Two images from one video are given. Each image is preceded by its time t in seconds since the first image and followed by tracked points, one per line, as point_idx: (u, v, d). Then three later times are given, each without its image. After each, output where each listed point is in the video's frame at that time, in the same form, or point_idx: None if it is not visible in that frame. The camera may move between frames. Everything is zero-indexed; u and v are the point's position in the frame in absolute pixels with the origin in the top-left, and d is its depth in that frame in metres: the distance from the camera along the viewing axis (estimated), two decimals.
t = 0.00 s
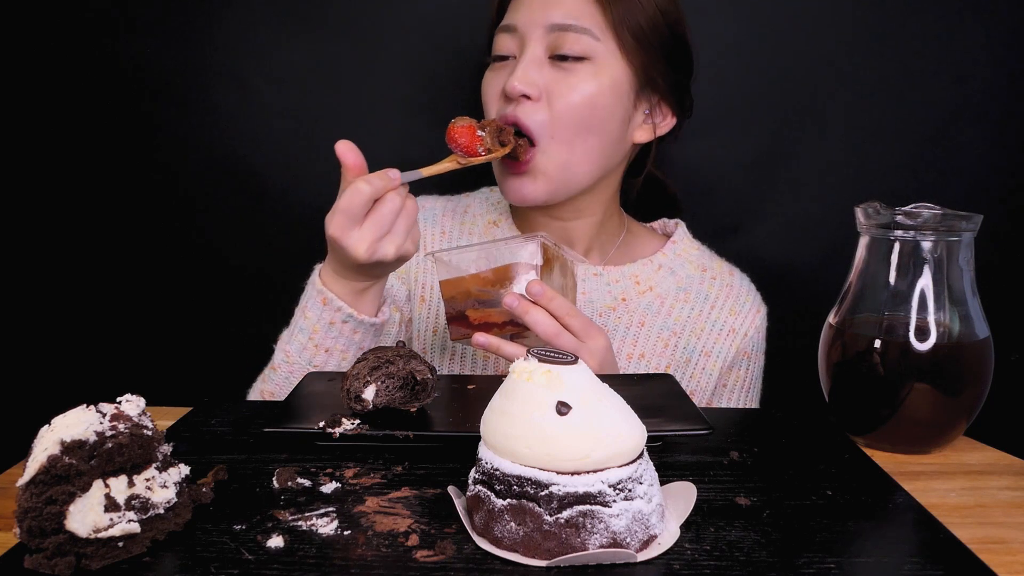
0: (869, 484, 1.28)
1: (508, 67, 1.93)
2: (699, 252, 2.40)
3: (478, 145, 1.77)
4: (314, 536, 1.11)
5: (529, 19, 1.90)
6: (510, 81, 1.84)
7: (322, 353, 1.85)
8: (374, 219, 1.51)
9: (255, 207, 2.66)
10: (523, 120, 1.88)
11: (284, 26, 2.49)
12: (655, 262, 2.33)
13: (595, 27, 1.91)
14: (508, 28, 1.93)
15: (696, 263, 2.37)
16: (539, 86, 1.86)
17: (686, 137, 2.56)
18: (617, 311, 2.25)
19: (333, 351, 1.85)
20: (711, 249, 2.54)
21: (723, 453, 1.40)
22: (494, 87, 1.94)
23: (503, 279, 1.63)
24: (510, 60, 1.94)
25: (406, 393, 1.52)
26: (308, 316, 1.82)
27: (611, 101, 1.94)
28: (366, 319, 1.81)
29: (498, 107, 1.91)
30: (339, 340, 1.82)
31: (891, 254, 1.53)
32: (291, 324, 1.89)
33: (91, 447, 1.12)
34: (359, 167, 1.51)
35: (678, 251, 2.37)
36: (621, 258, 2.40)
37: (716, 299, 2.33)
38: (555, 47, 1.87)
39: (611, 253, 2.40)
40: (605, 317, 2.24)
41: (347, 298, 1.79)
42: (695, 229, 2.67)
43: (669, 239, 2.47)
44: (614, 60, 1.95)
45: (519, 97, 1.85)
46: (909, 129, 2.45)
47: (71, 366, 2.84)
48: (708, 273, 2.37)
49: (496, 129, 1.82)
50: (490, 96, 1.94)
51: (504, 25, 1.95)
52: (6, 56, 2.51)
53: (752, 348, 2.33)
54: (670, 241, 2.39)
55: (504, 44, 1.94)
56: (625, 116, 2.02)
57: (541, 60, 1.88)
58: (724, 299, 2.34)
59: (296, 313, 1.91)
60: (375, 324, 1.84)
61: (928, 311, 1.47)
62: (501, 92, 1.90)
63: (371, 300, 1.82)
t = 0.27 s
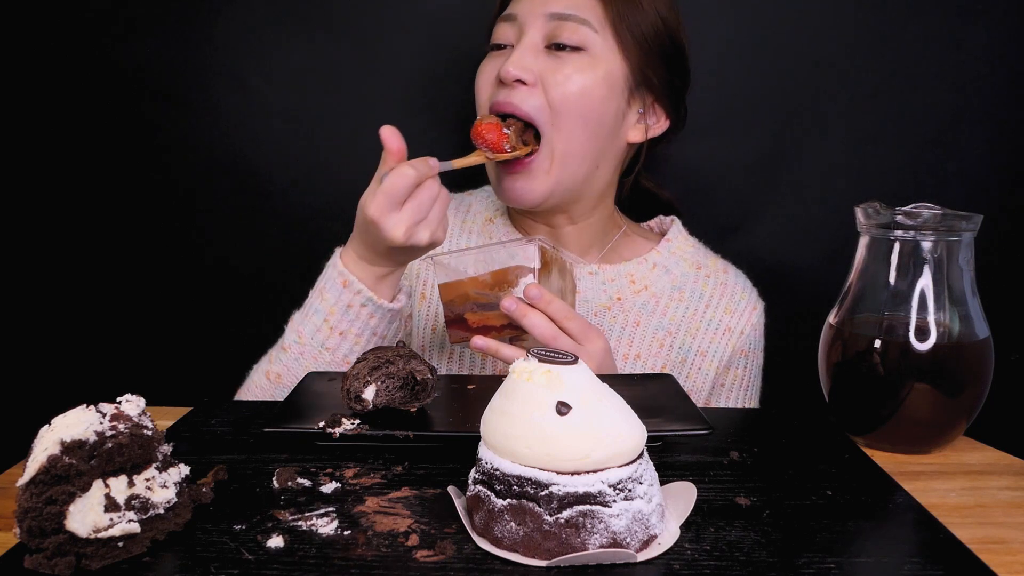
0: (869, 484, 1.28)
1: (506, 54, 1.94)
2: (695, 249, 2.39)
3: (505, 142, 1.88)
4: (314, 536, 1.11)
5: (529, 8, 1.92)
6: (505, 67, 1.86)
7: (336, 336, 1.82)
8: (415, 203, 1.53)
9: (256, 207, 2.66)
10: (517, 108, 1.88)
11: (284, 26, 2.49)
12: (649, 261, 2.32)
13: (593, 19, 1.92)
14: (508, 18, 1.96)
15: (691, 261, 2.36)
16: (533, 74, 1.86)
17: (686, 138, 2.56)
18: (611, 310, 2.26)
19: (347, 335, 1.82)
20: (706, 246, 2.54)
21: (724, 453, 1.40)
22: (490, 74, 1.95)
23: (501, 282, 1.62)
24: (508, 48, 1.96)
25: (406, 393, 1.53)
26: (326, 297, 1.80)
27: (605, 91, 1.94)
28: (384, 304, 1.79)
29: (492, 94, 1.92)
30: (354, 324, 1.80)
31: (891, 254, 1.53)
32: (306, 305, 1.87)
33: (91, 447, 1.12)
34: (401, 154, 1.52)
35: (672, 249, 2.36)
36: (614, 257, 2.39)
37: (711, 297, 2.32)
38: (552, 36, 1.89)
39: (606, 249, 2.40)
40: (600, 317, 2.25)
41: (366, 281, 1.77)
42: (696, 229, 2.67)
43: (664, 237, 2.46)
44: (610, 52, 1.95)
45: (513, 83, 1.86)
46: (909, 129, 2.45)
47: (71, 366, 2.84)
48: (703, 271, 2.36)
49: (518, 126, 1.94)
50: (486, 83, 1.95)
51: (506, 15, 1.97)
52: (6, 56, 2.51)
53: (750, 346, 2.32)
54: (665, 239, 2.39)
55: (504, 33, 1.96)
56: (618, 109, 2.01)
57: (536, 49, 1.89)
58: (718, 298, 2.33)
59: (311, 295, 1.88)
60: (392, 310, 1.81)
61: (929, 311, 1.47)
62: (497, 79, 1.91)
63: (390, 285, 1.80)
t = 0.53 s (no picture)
0: (870, 484, 1.28)
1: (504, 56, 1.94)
2: (693, 248, 2.39)
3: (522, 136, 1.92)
4: (314, 536, 1.11)
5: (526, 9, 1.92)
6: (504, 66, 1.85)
7: (325, 298, 1.78)
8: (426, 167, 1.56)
9: (255, 207, 2.66)
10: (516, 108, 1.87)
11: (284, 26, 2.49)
12: (648, 259, 2.32)
13: (590, 18, 1.93)
14: (505, 18, 1.96)
15: (690, 259, 2.37)
16: (532, 74, 1.86)
17: (687, 138, 2.56)
18: (610, 309, 2.26)
19: (337, 298, 1.78)
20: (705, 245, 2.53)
21: (724, 453, 1.40)
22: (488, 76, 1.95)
23: (499, 283, 1.62)
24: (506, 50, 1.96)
25: (406, 393, 1.53)
26: (322, 257, 1.77)
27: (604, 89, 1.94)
28: (378, 271, 1.75)
29: (490, 94, 1.92)
30: (346, 289, 1.76)
31: (891, 254, 1.53)
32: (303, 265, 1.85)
33: (91, 447, 1.12)
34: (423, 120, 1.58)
35: (671, 248, 2.36)
36: (615, 254, 2.39)
37: (710, 296, 2.32)
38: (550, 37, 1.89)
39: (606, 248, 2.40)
40: (599, 315, 2.25)
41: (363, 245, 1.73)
42: (696, 229, 2.67)
43: (663, 236, 2.45)
44: (608, 51, 1.96)
45: (512, 83, 1.86)
46: (909, 129, 2.45)
47: (71, 366, 2.84)
48: (702, 269, 2.36)
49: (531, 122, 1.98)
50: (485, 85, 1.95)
51: (503, 15, 1.98)
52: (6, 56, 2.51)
53: (749, 344, 2.32)
54: (664, 238, 2.39)
55: (502, 34, 1.96)
56: (618, 108, 2.01)
57: (536, 48, 1.89)
58: (717, 297, 2.33)
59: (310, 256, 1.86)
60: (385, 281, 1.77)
61: (929, 311, 1.47)
62: (495, 79, 1.90)
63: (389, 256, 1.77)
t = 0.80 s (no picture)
0: (869, 484, 1.28)
1: (493, 70, 1.92)
2: (696, 249, 2.40)
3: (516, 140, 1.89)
4: (314, 536, 1.11)
5: (511, 22, 1.89)
6: (498, 83, 1.84)
7: (305, 261, 1.73)
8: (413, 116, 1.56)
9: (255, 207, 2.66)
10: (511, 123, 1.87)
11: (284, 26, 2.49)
12: (651, 259, 2.32)
13: (578, 26, 1.92)
14: (490, 30, 1.93)
15: (693, 260, 2.38)
16: (525, 87, 1.86)
17: (687, 138, 2.56)
18: (613, 309, 2.24)
19: (317, 261, 1.72)
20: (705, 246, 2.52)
21: (724, 453, 1.40)
22: (480, 92, 1.93)
23: (496, 279, 1.62)
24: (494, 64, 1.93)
25: (406, 393, 1.53)
26: (305, 218, 1.72)
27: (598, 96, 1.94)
28: (361, 234, 1.68)
29: (486, 112, 1.91)
30: (327, 251, 1.71)
31: (891, 254, 1.53)
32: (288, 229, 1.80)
33: (91, 447, 1.12)
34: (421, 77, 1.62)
35: (675, 248, 2.36)
36: (620, 256, 2.40)
37: (713, 296, 2.33)
38: (539, 48, 1.88)
39: (609, 253, 2.40)
40: (601, 315, 2.24)
41: (349, 206, 1.68)
42: (696, 229, 2.67)
43: (666, 236, 2.46)
44: (598, 56, 1.95)
45: (506, 99, 1.85)
46: (909, 129, 2.45)
47: (71, 366, 2.84)
48: (705, 269, 2.37)
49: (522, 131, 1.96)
50: (478, 101, 1.93)
51: (486, 27, 1.95)
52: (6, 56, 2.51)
53: (750, 344, 2.33)
54: (667, 238, 2.40)
55: (487, 47, 1.93)
56: (613, 113, 2.02)
57: (527, 61, 1.88)
58: (720, 296, 2.34)
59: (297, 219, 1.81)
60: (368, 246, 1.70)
61: (929, 311, 1.47)
62: (489, 96, 1.89)
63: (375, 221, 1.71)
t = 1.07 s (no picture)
0: (869, 484, 1.28)
1: (496, 98, 1.89)
2: (698, 245, 2.38)
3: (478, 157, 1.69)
4: (314, 536, 1.11)
5: (512, 50, 1.84)
6: (507, 116, 1.83)
7: (265, 268, 1.79)
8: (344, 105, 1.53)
9: (255, 206, 2.66)
10: (522, 150, 1.90)
11: (284, 26, 2.49)
12: (653, 254, 2.32)
13: (580, 47, 1.88)
14: (488, 56, 1.87)
15: (695, 256, 2.36)
16: (533, 116, 1.86)
17: (687, 138, 2.56)
18: (617, 302, 2.26)
19: (276, 269, 1.79)
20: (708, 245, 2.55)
21: (723, 453, 1.40)
22: (485, 119, 1.91)
23: (499, 264, 1.53)
24: (496, 90, 1.89)
25: (406, 393, 1.53)
26: (264, 226, 1.77)
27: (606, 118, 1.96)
28: (310, 239, 1.71)
29: (494, 140, 1.91)
30: (282, 259, 1.76)
31: (890, 254, 1.53)
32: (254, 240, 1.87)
33: (91, 447, 1.12)
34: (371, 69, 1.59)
35: (677, 245, 2.35)
36: (624, 253, 2.41)
37: (715, 290, 2.33)
38: (544, 74, 1.84)
39: (612, 251, 2.41)
40: (606, 308, 2.26)
41: (297, 205, 1.71)
42: (696, 229, 2.67)
43: (667, 234, 2.46)
44: (603, 74, 1.93)
45: (516, 131, 1.85)
46: (909, 129, 2.45)
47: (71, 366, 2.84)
48: (707, 265, 2.36)
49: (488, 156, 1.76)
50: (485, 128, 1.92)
51: (483, 51, 1.88)
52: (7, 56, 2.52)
53: (750, 337, 2.33)
54: (669, 235, 2.38)
55: (486, 74, 1.88)
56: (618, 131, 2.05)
57: (532, 89, 1.86)
58: (722, 290, 2.33)
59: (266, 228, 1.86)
60: (321, 250, 1.74)
61: (929, 311, 1.47)
62: (496, 126, 1.88)
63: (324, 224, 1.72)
